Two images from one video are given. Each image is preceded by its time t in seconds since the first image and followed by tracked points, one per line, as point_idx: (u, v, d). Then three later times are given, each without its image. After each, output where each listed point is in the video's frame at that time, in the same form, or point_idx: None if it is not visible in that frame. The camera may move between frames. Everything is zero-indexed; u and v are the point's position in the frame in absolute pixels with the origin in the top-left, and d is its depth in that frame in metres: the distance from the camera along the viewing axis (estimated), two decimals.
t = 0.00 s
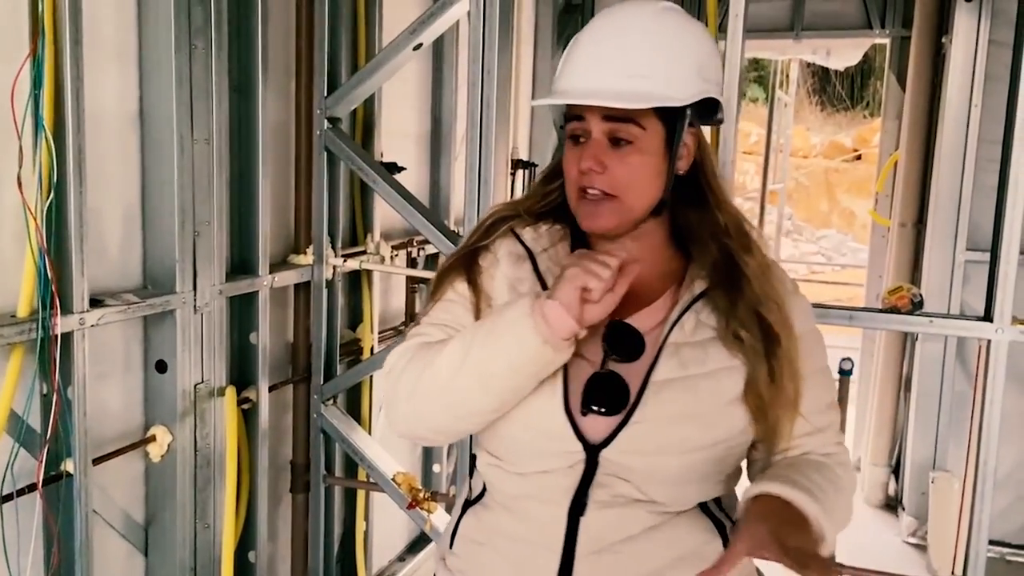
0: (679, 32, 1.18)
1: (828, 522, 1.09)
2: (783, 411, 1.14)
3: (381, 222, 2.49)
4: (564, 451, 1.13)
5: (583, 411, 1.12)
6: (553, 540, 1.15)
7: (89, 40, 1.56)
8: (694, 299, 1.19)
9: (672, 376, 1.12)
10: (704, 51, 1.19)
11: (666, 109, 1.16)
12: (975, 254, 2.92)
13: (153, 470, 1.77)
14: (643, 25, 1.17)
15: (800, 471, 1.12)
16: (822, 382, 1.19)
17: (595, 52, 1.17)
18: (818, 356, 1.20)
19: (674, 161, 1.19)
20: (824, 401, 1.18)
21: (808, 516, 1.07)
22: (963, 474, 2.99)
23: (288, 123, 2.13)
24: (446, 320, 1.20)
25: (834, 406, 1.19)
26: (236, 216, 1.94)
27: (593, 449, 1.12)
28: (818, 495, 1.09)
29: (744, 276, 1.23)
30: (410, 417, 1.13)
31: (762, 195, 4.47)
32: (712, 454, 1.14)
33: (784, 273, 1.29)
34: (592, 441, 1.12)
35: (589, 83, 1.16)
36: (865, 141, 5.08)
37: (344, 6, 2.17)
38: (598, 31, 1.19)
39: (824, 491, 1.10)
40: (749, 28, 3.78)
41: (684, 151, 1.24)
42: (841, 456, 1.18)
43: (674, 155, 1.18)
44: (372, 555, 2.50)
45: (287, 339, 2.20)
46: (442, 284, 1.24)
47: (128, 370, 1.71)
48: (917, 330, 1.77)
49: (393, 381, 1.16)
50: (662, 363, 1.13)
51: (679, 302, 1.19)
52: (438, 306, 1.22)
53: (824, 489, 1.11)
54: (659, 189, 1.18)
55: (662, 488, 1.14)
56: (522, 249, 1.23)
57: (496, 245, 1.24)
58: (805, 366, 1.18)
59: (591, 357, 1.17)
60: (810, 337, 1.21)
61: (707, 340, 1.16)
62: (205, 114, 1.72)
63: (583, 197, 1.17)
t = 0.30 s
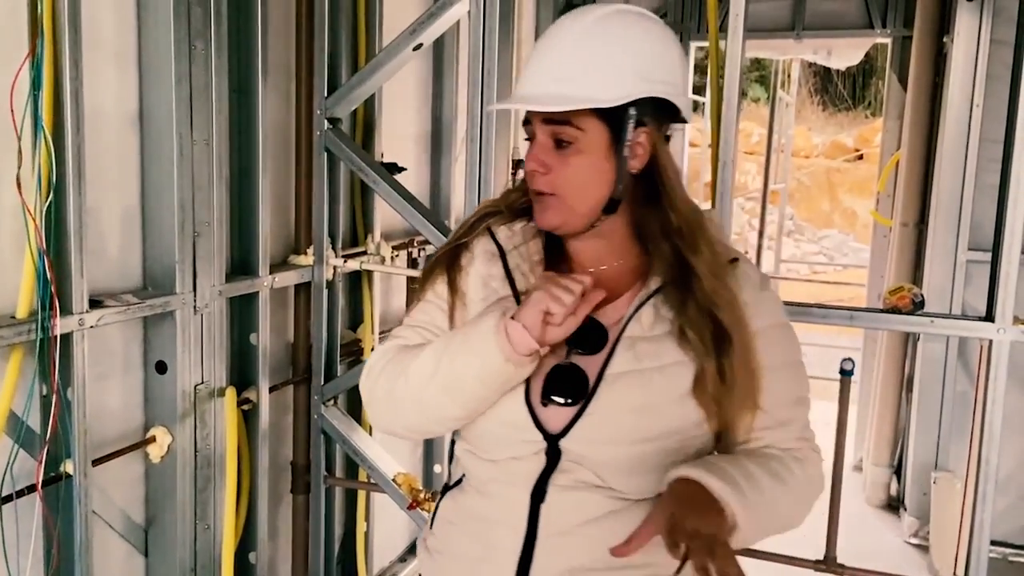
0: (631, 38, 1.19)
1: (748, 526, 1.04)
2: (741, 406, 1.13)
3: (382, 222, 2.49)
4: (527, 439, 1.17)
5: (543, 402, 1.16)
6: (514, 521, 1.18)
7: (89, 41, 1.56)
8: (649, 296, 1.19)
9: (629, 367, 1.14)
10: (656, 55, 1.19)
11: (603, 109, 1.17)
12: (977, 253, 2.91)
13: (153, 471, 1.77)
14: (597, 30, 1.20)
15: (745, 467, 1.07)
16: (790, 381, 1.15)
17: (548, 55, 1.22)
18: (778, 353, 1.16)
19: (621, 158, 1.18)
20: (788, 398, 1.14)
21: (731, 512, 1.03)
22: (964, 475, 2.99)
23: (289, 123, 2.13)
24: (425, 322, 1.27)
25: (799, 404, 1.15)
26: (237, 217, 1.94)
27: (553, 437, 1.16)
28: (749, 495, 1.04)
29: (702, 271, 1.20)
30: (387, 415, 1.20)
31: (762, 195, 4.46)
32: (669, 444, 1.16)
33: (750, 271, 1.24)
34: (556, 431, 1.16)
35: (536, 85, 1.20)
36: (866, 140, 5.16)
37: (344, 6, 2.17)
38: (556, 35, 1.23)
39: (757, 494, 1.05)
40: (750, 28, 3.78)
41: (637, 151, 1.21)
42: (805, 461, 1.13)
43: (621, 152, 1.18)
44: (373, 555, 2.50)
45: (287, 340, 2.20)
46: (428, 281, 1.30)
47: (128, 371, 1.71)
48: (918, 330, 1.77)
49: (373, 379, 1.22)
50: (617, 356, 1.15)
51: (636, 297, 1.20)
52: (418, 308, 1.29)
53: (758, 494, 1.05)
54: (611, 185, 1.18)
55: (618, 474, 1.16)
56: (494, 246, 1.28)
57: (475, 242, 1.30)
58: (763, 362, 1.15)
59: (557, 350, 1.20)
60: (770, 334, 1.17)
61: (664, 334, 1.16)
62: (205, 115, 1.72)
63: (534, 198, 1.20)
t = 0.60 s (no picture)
0: (577, 43, 1.24)
1: (679, 510, 1.08)
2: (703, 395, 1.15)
3: (385, 221, 2.48)
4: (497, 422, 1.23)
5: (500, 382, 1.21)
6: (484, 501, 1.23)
7: (91, 40, 1.55)
8: (601, 285, 1.22)
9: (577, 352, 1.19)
10: (602, 60, 1.24)
11: (544, 112, 1.22)
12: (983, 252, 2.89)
13: (156, 470, 1.77)
14: (546, 37, 1.25)
15: (686, 452, 1.11)
16: (736, 367, 1.18)
17: (500, 62, 1.27)
18: (723, 342, 1.19)
19: (570, 155, 1.22)
20: (734, 384, 1.18)
21: (662, 496, 1.07)
22: (969, 474, 2.97)
23: (291, 122, 2.13)
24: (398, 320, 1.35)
25: (747, 389, 1.19)
26: (239, 216, 1.94)
27: (508, 417, 1.21)
28: (683, 481, 1.08)
29: (654, 262, 1.21)
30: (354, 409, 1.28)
31: (767, 193, 4.45)
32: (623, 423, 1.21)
33: (706, 261, 1.25)
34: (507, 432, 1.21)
35: (489, 94, 1.26)
36: (872, 139, 5.00)
37: (347, 5, 2.17)
38: (508, 43, 1.28)
39: (692, 480, 1.09)
40: (756, 26, 3.77)
41: (585, 147, 1.24)
42: (753, 445, 1.16)
43: (570, 151, 1.21)
44: (376, 555, 2.50)
45: (290, 339, 2.20)
46: (410, 271, 1.36)
47: (130, 370, 1.71)
48: (923, 328, 1.76)
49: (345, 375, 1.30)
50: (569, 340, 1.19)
51: (591, 286, 1.23)
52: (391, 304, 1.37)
53: (694, 480, 1.09)
54: (562, 182, 1.22)
55: (579, 454, 1.21)
56: (464, 237, 1.34)
57: (450, 234, 1.36)
58: (706, 350, 1.18)
59: (517, 333, 1.24)
60: (714, 322, 1.20)
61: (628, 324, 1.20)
62: (207, 113, 1.72)
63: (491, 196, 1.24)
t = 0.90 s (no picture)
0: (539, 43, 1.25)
1: (606, 503, 1.12)
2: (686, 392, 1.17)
3: (388, 220, 2.48)
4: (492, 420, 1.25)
5: (455, 370, 1.28)
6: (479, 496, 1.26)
7: (93, 39, 1.55)
8: (543, 284, 1.25)
9: (524, 345, 1.22)
10: (547, 67, 1.23)
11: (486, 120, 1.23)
12: (987, 250, 2.89)
13: (159, 468, 1.77)
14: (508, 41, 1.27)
15: (621, 445, 1.13)
16: (680, 359, 1.19)
17: (459, 71, 1.30)
18: (664, 337, 1.19)
19: (514, 160, 1.22)
20: (675, 376, 1.19)
21: (585, 492, 1.11)
22: (974, 473, 2.96)
23: (294, 121, 2.13)
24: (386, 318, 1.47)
25: (695, 379, 1.19)
26: (241, 215, 1.94)
27: (462, 402, 1.28)
28: (611, 478, 1.11)
29: (587, 267, 1.21)
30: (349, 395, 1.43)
31: (771, 191, 4.45)
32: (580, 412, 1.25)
33: (655, 257, 1.23)
34: (461, 429, 1.29)
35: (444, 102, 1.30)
36: (875, 137, 4.99)
37: (350, 3, 2.16)
38: (467, 51, 1.30)
39: (622, 476, 1.12)
40: (760, 24, 3.76)
41: (530, 153, 1.23)
42: (697, 436, 1.17)
43: (514, 156, 1.21)
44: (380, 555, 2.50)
45: (293, 338, 2.20)
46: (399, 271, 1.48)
47: (133, 369, 1.71)
48: (928, 327, 1.75)
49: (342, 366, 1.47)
50: (512, 333, 1.23)
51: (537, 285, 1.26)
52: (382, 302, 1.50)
53: (623, 473, 1.12)
54: (510, 185, 1.22)
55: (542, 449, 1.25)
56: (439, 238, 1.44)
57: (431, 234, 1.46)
58: (649, 346, 1.19)
59: (473, 324, 1.29)
60: (659, 317, 1.20)
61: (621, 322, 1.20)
62: (209, 111, 1.71)
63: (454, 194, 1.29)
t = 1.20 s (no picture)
0: (510, 59, 1.36)
1: (496, 479, 1.20)
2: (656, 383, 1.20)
3: (394, 218, 2.48)
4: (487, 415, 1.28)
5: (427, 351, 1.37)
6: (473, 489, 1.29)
7: (98, 36, 1.55)
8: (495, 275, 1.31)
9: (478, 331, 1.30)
10: (528, 90, 1.34)
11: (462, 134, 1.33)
12: (996, 246, 2.87)
13: (166, 465, 1.77)
14: (483, 56, 1.38)
15: (524, 428, 1.20)
16: (608, 354, 1.21)
17: (447, 86, 1.39)
18: (597, 332, 1.21)
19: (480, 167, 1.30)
20: (602, 371, 1.21)
21: (472, 467, 1.19)
22: (983, 471, 2.95)
23: (299, 119, 2.12)
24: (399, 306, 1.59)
25: (627, 376, 1.21)
26: (247, 213, 1.94)
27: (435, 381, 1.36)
28: (503, 456, 1.19)
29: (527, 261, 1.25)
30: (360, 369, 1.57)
31: (778, 188, 4.43)
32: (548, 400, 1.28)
33: (601, 252, 1.25)
34: (432, 407, 1.41)
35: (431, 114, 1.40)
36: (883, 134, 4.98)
37: None
38: (455, 66, 1.40)
39: (514, 456, 1.19)
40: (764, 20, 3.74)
41: (500, 159, 1.30)
42: (615, 432, 1.20)
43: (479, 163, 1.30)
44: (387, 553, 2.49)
45: (298, 336, 2.19)
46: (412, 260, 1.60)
47: (139, 366, 1.71)
48: (937, 323, 1.73)
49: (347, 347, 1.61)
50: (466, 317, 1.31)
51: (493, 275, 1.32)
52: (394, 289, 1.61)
53: (518, 453, 1.19)
54: (480, 190, 1.32)
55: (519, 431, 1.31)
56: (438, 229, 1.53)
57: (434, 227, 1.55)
58: (600, 335, 1.21)
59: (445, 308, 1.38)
60: (590, 311, 1.22)
61: (613, 317, 1.21)
62: (214, 109, 1.71)
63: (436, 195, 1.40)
